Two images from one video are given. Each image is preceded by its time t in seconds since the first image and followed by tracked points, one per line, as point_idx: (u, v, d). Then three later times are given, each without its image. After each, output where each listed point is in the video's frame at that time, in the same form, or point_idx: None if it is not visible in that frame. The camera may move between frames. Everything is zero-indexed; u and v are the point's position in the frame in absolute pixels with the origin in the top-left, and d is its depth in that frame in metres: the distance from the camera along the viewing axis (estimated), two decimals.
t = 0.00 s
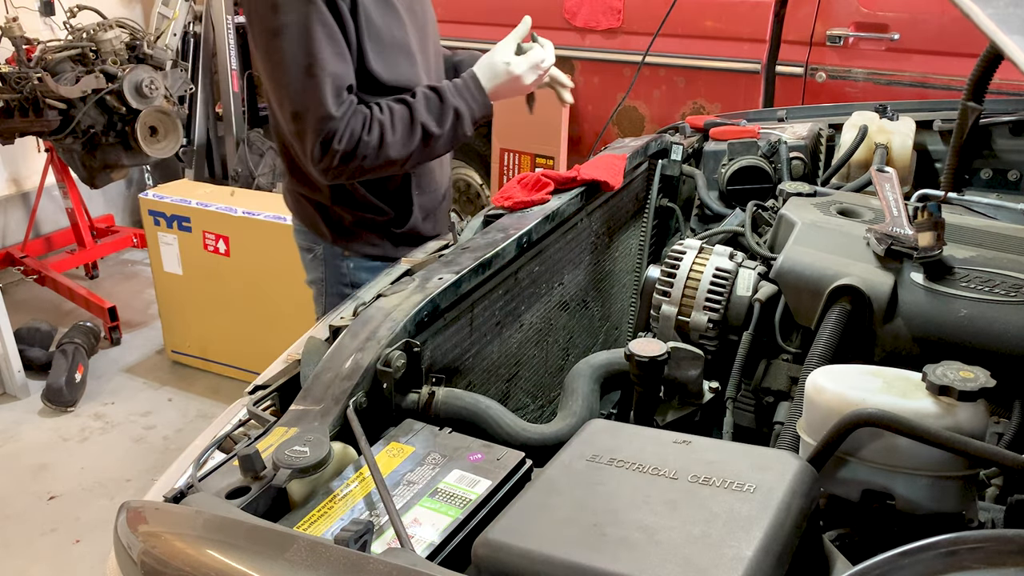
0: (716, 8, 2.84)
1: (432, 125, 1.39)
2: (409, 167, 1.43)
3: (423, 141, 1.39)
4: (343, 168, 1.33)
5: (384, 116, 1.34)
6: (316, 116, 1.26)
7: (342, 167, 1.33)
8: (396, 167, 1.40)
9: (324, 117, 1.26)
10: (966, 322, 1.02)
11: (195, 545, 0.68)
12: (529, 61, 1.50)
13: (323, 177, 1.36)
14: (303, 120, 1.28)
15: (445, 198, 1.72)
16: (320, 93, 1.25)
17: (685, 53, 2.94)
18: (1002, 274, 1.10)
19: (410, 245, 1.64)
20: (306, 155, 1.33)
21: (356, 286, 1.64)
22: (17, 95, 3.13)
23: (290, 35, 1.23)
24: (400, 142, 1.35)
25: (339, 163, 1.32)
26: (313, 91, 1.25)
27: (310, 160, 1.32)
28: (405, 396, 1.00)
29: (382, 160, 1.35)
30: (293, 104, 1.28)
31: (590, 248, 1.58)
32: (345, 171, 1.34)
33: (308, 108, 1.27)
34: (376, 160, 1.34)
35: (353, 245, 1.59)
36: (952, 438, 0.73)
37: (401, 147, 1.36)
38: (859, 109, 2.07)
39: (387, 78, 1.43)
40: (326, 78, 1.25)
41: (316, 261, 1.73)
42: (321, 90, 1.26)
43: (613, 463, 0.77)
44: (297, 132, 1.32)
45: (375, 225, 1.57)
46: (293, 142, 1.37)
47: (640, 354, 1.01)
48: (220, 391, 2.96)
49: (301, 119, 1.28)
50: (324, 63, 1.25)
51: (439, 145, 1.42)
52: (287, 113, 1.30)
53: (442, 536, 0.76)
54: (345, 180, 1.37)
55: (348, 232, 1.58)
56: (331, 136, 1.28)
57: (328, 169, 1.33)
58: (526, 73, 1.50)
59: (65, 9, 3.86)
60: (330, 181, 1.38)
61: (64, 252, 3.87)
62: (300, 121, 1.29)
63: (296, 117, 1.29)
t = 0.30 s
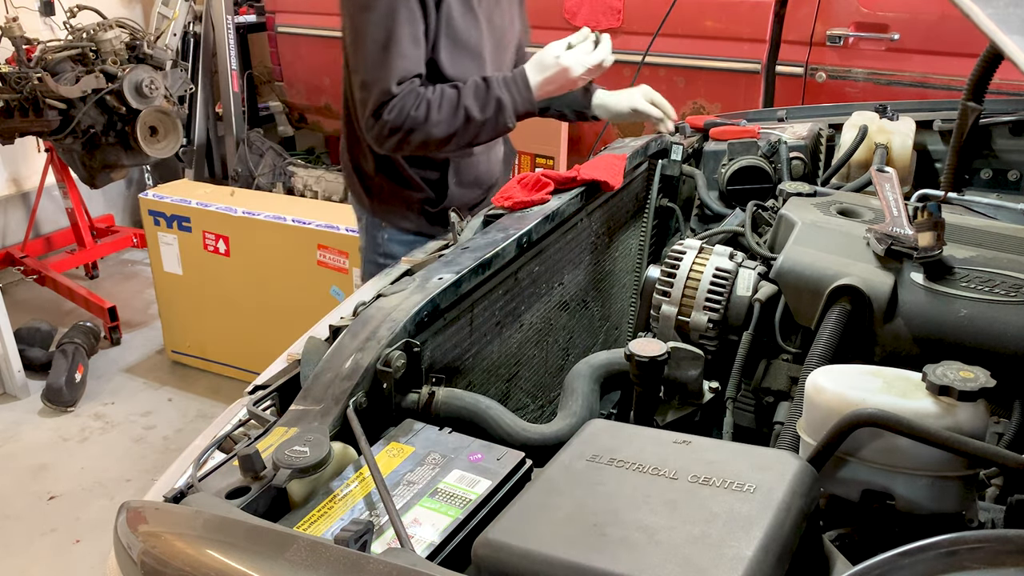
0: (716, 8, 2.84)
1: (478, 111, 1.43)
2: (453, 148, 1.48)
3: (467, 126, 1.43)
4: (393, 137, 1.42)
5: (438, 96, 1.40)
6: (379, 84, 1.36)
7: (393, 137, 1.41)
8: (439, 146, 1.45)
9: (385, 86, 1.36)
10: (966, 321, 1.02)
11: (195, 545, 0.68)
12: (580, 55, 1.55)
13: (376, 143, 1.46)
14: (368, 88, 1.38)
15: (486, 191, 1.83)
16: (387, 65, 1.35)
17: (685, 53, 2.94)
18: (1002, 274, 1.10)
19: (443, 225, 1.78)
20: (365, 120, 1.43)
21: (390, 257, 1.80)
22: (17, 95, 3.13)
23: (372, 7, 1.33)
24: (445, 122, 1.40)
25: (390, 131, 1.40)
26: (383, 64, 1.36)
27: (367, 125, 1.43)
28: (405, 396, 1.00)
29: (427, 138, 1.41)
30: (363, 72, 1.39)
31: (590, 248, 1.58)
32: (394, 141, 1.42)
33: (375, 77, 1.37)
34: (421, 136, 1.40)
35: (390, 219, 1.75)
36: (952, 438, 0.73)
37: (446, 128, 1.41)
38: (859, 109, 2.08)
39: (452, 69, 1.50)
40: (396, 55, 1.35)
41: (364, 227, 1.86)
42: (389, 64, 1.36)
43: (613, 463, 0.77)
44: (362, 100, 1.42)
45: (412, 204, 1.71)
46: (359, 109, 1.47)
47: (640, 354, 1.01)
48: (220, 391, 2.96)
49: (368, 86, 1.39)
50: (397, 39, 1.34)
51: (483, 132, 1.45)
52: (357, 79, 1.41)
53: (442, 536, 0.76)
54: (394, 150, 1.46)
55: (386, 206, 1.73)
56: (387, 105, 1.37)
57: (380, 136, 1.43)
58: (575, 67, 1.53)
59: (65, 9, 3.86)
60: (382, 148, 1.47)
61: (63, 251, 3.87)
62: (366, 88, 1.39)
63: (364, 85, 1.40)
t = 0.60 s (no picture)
0: (716, 7, 2.84)
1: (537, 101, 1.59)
2: (507, 131, 1.64)
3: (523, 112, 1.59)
4: (451, 112, 1.57)
5: (501, 82, 1.56)
6: (447, 61, 1.51)
7: (451, 112, 1.57)
8: (494, 129, 1.61)
9: (454, 64, 1.51)
10: (965, 321, 1.02)
11: (194, 545, 0.68)
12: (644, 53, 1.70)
13: (433, 117, 1.61)
14: (436, 63, 1.53)
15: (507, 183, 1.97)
16: (457, 44, 1.50)
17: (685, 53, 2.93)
18: (1002, 274, 1.10)
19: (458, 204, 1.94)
20: (428, 93, 1.58)
21: (405, 228, 2.00)
22: (17, 95, 3.13)
23: None
24: (505, 105, 1.56)
25: (451, 106, 1.55)
26: (453, 42, 1.50)
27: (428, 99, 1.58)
28: (405, 396, 0.99)
29: (484, 118, 1.57)
30: (432, 48, 1.53)
31: (590, 248, 1.58)
32: (452, 117, 1.58)
33: (443, 54, 1.51)
34: (480, 115, 1.56)
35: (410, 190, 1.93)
36: (952, 438, 0.73)
37: (505, 111, 1.57)
38: (859, 109, 2.08)
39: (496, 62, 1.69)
40: (466, 38, 1.50)
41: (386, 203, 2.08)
42: (457, 44, 1.50)
43: (613, 463, 0.77)
44: (427, 72, 1.57)
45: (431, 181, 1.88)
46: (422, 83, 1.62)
47: (640, 354, 1.01)
48: (220, 391, 2.96)
49: (435, 62, 1.53)
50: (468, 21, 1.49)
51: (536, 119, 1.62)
52: (425, 55, 1.56)
53: (442, 536, 0.76)
54: (448, 126, 1.61)
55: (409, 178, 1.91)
56: (453, 82, 1.53)
57: (439, 110, 1.58)
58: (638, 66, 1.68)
59: (65, 9, 3.86)
60: (438, 122, 1.62)
61: (64, 252, 3.87)
62: (434, 63, 1.54)
63: (432, 60, 1.54)
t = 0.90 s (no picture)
0: (716, 7, 2.80)
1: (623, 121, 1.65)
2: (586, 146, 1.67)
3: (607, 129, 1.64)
4: (535, 122, 1.57)
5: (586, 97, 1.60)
6: (536, 72, 1.51)
7: (536, 125, 1.57)
8: (573, 141, 1.64)
9: (543, 74, 1.51)
10: (965, 322, 1.02)
11: (194, 545, 0.68)
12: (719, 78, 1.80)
13: (510, 130, 1.59)
14: (519, 75, 1.51)
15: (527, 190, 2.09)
16: (544, 56, 1.50)
17: (685, 53, 2.89)
18: (1002, 274, 1.10)
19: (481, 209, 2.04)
20: (504, 103, 1.55)
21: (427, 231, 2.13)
22: (17, 95, 3.13)
23: None
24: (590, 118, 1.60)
25: (538, 117, 1.55)
26: (539, 52, 1.50)
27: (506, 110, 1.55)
28: (405, 397, 0.99)
29: (570, 130, 1.60)
30: (511, 58, 1.50)
31: (590, 248, 1.58)
32: (534, 128, 1.58)
33: (530, 65, 1.50)
34: (566, 127, 1.59)
35: (439, 195, 2.02)
36: (952, 438, 0.73)
37: (592, 126, 1.61)
38: (859, 109, 2.08)
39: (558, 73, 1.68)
40: (552, 50, 1.51)
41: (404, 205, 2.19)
42: (544, 55, 1.51)
43: (613, 463, 0.77)
44: (502, 85, 1.54)
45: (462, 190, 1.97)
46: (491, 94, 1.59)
47: (640, 354, 1.01)
48: (220, 391, 2.96)
49: (516, 72, 1.51)
50: (554, 33, 1.50)
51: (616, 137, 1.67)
52: (500, 66, 1.52)
53: (442, 536, 0.76)
54: (526, 137, 1.60)
55: (439, 183, 2.00)
56: (541, 94, 1.53)
57: (522, 124, 1.56)
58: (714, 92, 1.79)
59: (65, 9, 3.86)
60: (514, 134, 1.60)
61: (64, 251, 3.87)
62: (513, 74, 1.51)
63: (509, 71, 1.51)
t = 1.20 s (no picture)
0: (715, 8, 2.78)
1: (665, 137, 1.67)
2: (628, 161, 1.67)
3: (650, 142, 1.65)
4: (582, 129, 1.59)
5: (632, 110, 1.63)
6: (587, 77, 1.57)
7: (583, 131, 1.59)
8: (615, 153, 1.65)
9: (593, 81, 1.58)
10: (965, 322, 1.02)
11: (195, 545, 0.69)
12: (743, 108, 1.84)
13: (555, 136, 1.61)
14: (571, 79, 1.56)
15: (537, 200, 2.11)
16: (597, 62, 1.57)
17: (685, 53, 2.87)
18: (1002, 274, 1.10)
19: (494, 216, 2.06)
20: (552, 108, 1.58)
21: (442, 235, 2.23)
22: (17, 95, 3.13)
23: (586, 5, 1.55)
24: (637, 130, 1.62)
25: (586, 123, 1.58)
26: (592, 58, 1.57)
27: (553, 115, 1.58)
28: (405, 397, 1.00)
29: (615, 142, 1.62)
30: (563, 62, 1.56)
31: (590, 248, 1.58)
32: (579, 134, 1.60)
33: (581, 69, 1.57)
34: (612, 136, 1.60)
35: (456, 201, 2.04)
36: (952, 438, 0.73)
37: (638, 138, 1.62)
38: (859, 109, 2.08)
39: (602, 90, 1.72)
40: (602, 59, 1.58)
41: (416, 210, 2.27)
42: (595, 62, 1.58)
43: (613, 463, 0.77)
44: (552, 91, 1.58)
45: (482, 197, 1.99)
46: (536, 100, 1.63)
47: (640, 354, 1.01)
48: (220, 391, 2.96)
49: (566, 76, 1.56)
50: (605, 41, 1.58)
51: (657, 152, 1.68)
52: (551, 70, 1.58)
53: (442, 536, 0.76)
54: (569, 145, 1.62)
55: (458, 190, 2.02)
56: (590, 100, 1.57)
57: (569, 129, 1.58)
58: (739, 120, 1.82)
59: (65, 9, 3.86)
60: (558, 141, 1.62)
61: (64, 251, 3.87)
62: (564, 78, 1.57)
63: (559, 75, 1.57)
